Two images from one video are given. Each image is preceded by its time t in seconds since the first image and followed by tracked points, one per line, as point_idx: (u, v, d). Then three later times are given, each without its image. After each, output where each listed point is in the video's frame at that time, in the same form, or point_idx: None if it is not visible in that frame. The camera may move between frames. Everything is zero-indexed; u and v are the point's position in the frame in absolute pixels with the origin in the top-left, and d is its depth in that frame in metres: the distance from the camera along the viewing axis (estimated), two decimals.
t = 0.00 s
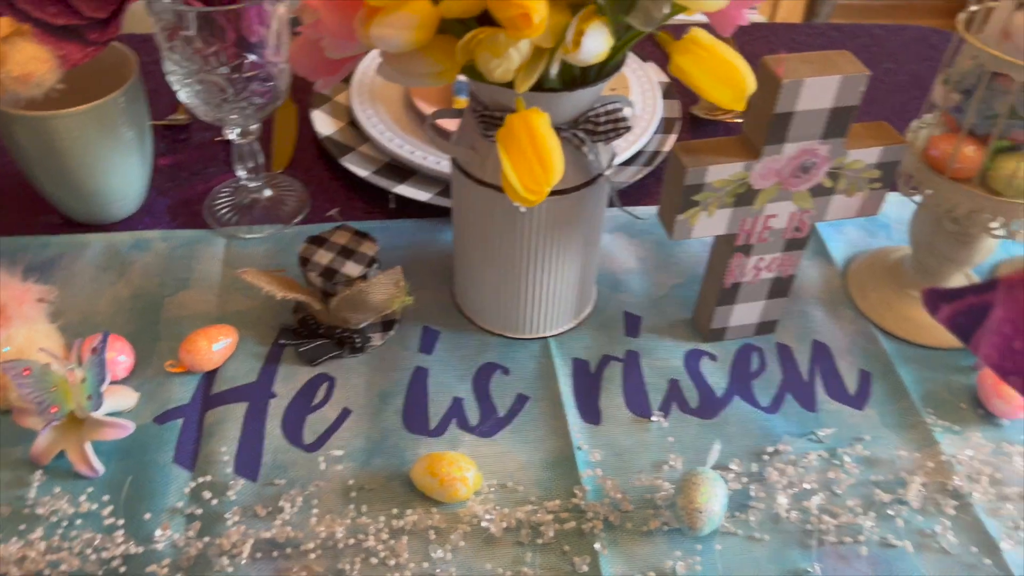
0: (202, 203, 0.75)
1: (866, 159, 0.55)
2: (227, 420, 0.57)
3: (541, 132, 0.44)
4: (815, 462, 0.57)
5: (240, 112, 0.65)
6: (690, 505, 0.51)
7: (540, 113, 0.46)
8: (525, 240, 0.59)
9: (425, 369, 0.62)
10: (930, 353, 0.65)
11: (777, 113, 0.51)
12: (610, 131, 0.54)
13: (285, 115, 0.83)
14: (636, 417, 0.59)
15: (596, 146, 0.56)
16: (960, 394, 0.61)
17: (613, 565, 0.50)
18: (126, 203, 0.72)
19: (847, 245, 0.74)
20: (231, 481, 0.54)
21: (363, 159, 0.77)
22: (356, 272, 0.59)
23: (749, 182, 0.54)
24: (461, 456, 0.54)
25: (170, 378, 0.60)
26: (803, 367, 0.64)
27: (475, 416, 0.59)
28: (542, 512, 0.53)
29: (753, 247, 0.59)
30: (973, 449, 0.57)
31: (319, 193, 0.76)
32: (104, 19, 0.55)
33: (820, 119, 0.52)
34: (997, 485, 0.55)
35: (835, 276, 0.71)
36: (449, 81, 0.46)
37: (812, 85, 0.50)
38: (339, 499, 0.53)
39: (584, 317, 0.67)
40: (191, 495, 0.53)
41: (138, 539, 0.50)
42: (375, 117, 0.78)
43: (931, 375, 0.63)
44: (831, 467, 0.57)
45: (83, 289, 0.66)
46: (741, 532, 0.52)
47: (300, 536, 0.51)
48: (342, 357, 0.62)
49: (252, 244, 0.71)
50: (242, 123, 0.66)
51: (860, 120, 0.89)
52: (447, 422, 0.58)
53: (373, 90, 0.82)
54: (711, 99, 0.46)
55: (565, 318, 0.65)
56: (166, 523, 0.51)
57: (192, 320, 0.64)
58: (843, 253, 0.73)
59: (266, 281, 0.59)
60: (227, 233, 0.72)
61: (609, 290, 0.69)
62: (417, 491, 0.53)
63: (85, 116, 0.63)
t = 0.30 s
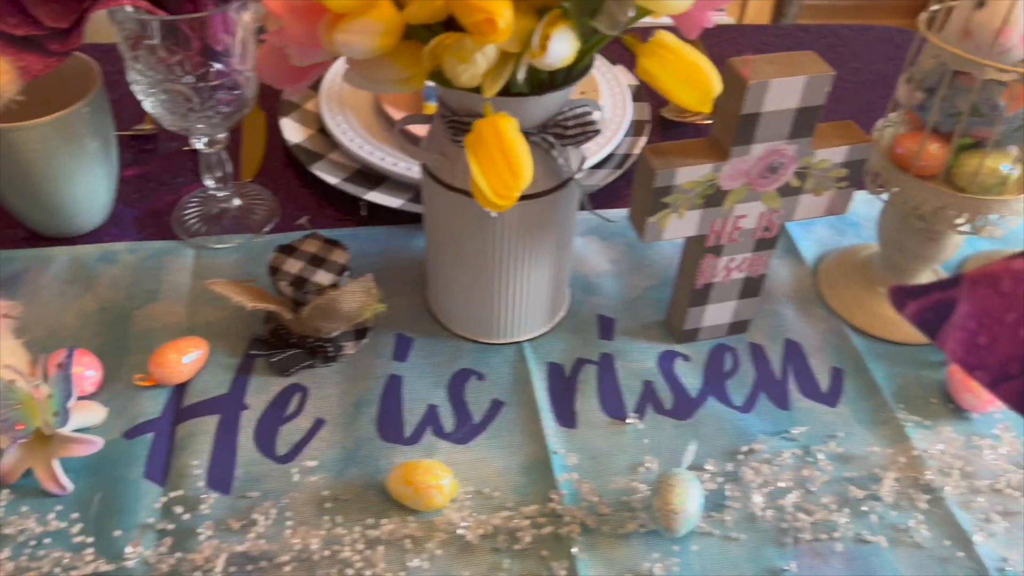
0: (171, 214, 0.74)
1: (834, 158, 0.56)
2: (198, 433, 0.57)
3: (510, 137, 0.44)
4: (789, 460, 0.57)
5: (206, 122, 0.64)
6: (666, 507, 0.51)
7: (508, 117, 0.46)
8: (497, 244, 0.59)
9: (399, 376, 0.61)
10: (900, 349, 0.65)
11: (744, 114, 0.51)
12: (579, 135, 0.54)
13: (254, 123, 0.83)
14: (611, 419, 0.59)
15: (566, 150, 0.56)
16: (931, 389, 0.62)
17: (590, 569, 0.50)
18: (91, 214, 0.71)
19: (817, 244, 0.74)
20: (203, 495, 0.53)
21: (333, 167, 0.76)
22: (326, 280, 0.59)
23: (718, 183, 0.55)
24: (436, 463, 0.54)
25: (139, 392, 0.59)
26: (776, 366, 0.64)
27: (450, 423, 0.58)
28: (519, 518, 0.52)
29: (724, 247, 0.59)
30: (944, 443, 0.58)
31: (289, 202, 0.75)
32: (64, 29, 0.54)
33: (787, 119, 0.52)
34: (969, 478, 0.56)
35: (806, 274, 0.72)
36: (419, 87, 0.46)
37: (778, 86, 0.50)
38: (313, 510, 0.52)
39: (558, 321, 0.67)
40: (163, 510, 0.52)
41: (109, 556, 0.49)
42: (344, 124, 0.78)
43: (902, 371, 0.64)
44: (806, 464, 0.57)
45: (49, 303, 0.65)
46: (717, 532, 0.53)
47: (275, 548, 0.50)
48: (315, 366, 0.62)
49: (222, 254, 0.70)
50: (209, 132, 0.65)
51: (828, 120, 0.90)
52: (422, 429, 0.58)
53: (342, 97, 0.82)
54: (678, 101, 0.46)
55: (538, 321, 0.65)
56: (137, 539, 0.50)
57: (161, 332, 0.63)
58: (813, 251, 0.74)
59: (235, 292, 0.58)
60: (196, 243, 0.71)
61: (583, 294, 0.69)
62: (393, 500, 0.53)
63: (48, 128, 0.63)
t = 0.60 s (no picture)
0: (128, 240, 0.72)
1: (798, 177, 0.55)
2: (155, 470, 0.55)
3: (467, 164, 0.43)
4: (760, 483, 0.56)
5: (162, 147, 0.62)
6: (635, 538, 0.50)
7: (465, 144, 0.44)
8: (459, 268, 0.58)
9: (363, 406, 0.60)
10: (870, 367, 0.65)
11: (707, 136, 0.51)
12: (541, 158, 0.54)
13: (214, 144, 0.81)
14: (580, 445, 0.58)
15: (529, 174, 0.55)
16: (900, 408, 0.62)
17: None
18: (44, 244, 0.69)
19: (785, 260, 0.74)
20: (159, 535, 0.51)
21: (295, 189, 0.75)
22: (286, 309, 0.57)
23: (682, 206, 0.54)
24: (400, 497, 0.53)
25: (94, 429, 0.57)
26: (746, 387, 0.63)
27: (415, 453, 0.57)
28: (486, 552, 0.51)
29: (690, 268, 0.58)
30: (914, 463, 0.58)
31: (251, 226, 0.74)
32: (12, 55, 0.54)
33: (750, 140, 0.52)
34: (940, 498, 0.55)
35: (775, 291, 0.71)
36: (374, 114, 0.45)
37: (740, 107, 0.50)
38: (274, 549, 0.51)
39: (527, 344, 0.65)
40: (117, 553, 0.50)
41: None
42: (306, 145, 0.76)
43: (872, 389, 0.63)
44: (777, 488, 0.56)
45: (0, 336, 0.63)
46: (688, 560, 0.52)
47: None
48: (277, 397, 0.60)
49: (180, 282, 0.69)
50: (165, 157, 0.63)
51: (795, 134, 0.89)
52: (387, 461, 0.56)
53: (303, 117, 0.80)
54: (639, 125, 0.45)
55: (506, 345, 0.64)
56: None
57: (117, 364, 0.61)
58: (781, 268, 0.73)
59: (192, 323, 0.57)
60: (154, 270, 0.69)
61: (551, 315, 0.68)
62: (356, 537, 0.52)
63: None
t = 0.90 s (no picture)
0: (103, 270, 0.70)
1: (784, 209, 0.54)
2: (126, 513, 0.53)
3: (445, 203, 0.42)
4: (750, 521, 0.55)
5: (136, 178, 0.60)
6: None
7: (443, 183, 0.43)
8: (440, 302, 0.56)
9: (342, 443, 0.58)
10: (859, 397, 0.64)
11: (691, 169, 0.50)
12: (523, 189, 0.53)
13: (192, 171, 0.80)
14: (566, 482, 0.57)
15: (511, 206, 0.54)
16: (892, 439, 0.61)
17: None
18: (16, 275, 0.67)
19: (773, 287, 0.73)
20: None
21: (274, 216, 0.73)
22: (261, 345, 0.56)
23: (667, 238, 0.53)
24: (380, 540, 0.51)
25: (64, 470, 0.55)
26: (734, 419, 0.62)
27: (396, 493, 0.56)
28: None
29: (676, 300, 0.57)
30: (906, 498, 0.56)
31: (229, 255, 0.72)
32: None
33: (735, 172, 0.51)
34: (933, 535, 0.54)
35: (763, 319, 0.70)
36: (349, 149, 0.43)
37: (725, 139, 0.49)
38: None
39: (511, 375, 0.64)
40: None
41: None
42: (285, 171, 0.75)
43: (862, 420, 0.62)
44: (767, 525, 0.55)
45: None
46: None
47: None
48: (254, 435, 0.58)
49: (156, 313, 0.67)
50: (140, 189, 0.61)
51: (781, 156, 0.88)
52: (367, 501, 0.55)
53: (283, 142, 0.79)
54: (622, 160, 0.44)
55: (490, 377, 0.62)
56: None
57: (89, 401, 0.60)
58: (769, 294, 0.72)
59: (165, 361, 0.55)
60: (129, 302, 0.67)
61: (535, 344, 0.67)
62: None
63: None
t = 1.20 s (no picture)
0: (84, 310, 0.68)
1: (795, 253, 0.52)
2: None
3: (441, 259, 0.39)
4: None
5: (117, 219, 0.58)
6: None
7: (441, 235, 0.41)
8: (436, 349, 0.54)
9: (332, 497, 0.56)
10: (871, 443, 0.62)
11: (699, 216, 0.47)
12: (523, 235, 0.51)
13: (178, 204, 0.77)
14: (568, 539, 0.54)
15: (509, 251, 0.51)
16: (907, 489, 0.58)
17: None
18: None
19: (780, 325, 0.71)
20: None
21: (263, 252, 0.71)
22: (247, 397, 0.53)
23: (673, 284, 0.50)
24: None
25: (38, 530, 0.52)
26: (743, 469, 0.59)
27: (389, 552, 0.53)
28: None
29: (682, 347, 0.54)
30: (924, 554, 0.54)
31: (215, 293, 0.70)
32: None
33: (745, 217, 0.48)
34: None
35: (770, 360, 0.68)
36: (339, 199, 0.41)
37: (735, 184, 0.46)
38: None
39: (510, 422, 0.61)
40: None
41: None
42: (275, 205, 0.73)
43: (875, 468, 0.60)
44: None
45: None
46: None
47: None
48: (239, 489, 0.55)
49: (139, 357, 0.64)
50: (121, 230, 0.59)
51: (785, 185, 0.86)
52: (358, 562, 0.52)
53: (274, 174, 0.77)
54: (627, 210, 0.42)
55: (488, 425, 0.60)
56: None
57: (67, 453, 0.57)
58: (776, 333, 0.70)
59: (146, 414, 0.53)
60: (109, 345, 0.65)
61: (535, 388, 0.64)
62: None
63: None
